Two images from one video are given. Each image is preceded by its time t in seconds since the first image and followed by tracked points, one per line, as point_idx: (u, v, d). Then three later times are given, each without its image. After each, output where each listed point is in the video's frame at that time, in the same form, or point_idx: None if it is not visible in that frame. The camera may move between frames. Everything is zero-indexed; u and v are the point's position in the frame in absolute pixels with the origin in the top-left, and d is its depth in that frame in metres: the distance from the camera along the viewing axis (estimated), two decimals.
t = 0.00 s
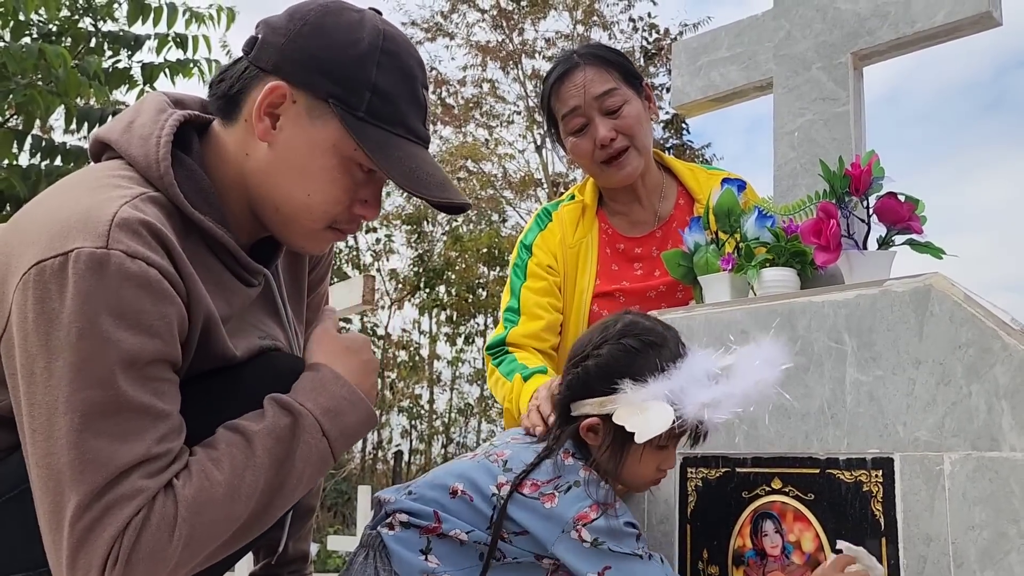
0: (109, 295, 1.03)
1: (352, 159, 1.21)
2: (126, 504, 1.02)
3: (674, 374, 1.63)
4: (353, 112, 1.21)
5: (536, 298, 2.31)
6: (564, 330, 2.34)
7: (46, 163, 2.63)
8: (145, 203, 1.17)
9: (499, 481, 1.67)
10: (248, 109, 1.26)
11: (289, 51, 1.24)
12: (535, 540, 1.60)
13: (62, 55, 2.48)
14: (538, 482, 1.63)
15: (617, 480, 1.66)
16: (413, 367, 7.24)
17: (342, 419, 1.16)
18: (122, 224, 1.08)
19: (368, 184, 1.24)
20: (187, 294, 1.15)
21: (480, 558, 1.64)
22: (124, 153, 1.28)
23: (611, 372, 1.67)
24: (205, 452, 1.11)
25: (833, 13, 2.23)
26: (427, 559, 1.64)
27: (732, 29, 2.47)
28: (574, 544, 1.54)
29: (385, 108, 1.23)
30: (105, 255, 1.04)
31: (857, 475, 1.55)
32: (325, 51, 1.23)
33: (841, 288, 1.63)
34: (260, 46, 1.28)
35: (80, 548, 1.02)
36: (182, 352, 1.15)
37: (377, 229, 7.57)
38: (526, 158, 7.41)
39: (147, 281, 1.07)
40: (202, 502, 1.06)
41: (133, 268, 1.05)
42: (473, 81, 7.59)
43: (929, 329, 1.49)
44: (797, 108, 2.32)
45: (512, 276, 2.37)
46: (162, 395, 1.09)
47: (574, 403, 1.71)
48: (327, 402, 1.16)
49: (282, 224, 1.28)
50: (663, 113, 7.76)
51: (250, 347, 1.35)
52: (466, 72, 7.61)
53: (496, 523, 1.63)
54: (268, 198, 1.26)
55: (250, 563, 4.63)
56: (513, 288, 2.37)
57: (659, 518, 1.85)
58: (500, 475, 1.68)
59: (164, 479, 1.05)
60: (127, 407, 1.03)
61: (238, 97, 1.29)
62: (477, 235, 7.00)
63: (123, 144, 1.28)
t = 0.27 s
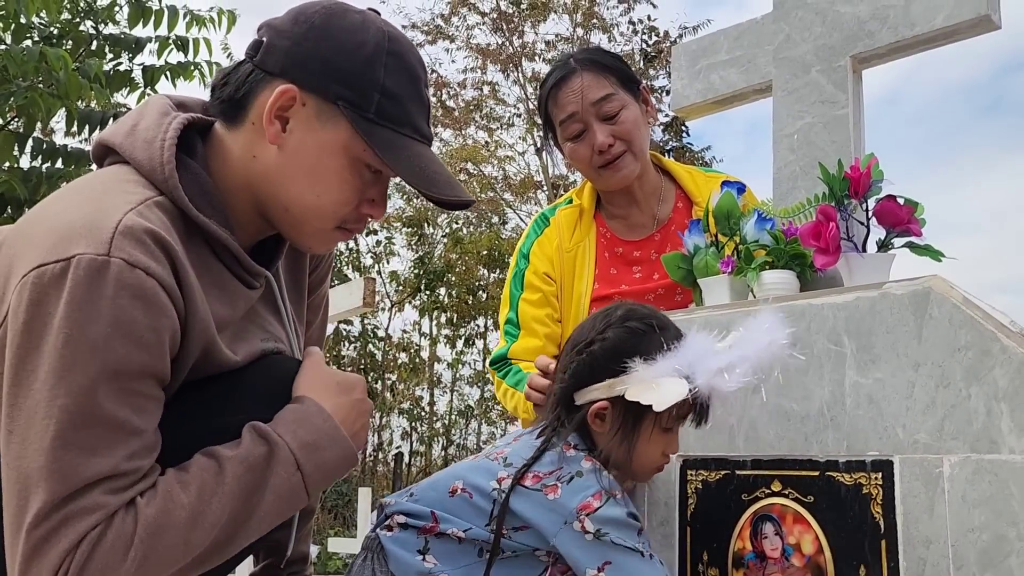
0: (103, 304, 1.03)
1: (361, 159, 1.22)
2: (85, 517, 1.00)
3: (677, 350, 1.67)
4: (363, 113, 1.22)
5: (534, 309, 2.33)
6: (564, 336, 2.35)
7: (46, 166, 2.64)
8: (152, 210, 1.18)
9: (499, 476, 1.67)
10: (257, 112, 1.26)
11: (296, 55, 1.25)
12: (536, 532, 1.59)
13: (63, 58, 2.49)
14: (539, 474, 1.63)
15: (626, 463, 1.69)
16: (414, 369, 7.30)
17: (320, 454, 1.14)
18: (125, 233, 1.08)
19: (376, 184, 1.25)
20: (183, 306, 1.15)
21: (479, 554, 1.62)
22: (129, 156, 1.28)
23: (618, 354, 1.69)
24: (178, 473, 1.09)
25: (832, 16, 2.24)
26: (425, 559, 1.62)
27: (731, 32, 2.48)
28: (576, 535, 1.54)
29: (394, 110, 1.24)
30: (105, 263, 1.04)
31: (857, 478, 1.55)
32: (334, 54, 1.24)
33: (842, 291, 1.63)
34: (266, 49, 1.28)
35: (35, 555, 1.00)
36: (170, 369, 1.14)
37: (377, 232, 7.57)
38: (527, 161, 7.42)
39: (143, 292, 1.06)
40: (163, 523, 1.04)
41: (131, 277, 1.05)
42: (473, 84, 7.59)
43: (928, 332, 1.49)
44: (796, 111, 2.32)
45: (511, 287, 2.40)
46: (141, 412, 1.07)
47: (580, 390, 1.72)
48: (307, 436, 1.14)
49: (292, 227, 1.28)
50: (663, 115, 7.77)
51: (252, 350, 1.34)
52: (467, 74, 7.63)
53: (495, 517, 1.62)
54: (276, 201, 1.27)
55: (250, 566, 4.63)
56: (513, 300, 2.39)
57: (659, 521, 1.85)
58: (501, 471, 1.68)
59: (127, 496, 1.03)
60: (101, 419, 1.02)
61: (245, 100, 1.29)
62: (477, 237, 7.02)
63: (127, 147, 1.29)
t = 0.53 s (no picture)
0: (105, 305, 1.03)
1: (363, 160, 1.22)
2: (68, 513, 0.99)
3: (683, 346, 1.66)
4: (364, 116, 1.22)
5: (536, 312, 2.32)
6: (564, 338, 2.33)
7: (47, 168, 2.64)
8: (156, 211, 1.18)
9: (493, 476, 1.66)
10: (258, 116, 1.27)
11: (298, 58, 1.25)
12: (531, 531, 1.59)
13: (64, 60, 2.49)
14: (533, 472, 1.62)
15: (624, 460, 1.68)
16: (414, 370, 7.37)
17: (309, 463, 1.13)
18: (131, 234, 1.09)
19: (377, 185, 1.25)
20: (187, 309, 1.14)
21: (475, 558, 1.63)
22: (131, 157, 1.28)
23: (624, 351, 1.67)
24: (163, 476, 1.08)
25: (831, 18, 2.24)
26: (422, 563, 1.63)
27: (731, 34, 2.48)
28: (571, 533, 1.52)
29: (395, 112, 1.25)
30: (110, 264, 1.05)
31: (857, 480, 1.56)
32: (335, 57, 1.24)
33: (842, 294, 1.63)
34: (267, 53, 1.28)
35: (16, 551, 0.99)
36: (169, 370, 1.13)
37: (377, 233, 7.58)
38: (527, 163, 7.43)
39: (147, 295, 1.06)
40: (146, 523, 1.03)
41: (134, 279, 1.05)
42: (474, 86, 7.60)
43: (928, 334, 1.50)
44: (796, 114, 2.32)
45: (513, 289, 2.40)
46: (136, 412, 1.07)
47: (581, 386, 1.70)
48: (297, 444, 1.13)
49: (294, 230, 1.28)
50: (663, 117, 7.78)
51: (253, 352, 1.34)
52: (467, 76, 7.63)
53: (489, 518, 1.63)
54: (279, 204, 1.27)
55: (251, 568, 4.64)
56: (515, 302, 2.38)
57: (659, 523, 1.86)
58: (495, 469, 1.68)
59: (112, 495, 1.03)
60: (85, 418, 1.01)
61: (246, 103, 1.29)
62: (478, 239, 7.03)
63: (129, 148, 1.29)
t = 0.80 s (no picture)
0: (92, 299, 1.03)
1: (363, 161, 1.22)
2: None
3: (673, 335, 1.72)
4: (364, 117, 1.22)
5: (538, 311, 2.32)
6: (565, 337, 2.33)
7: (48, 170, 2.64)
8: (162, 212, 1.18)
9: (483, 475, 1.69)
10: (259, 118, 1.27)
11: (298, 60, 1.25)
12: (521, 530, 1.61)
13: (65, 62, 2.49)
14: (525, 471, 1.65)
15: (620, 450, 1.73)
16: (414, 372, 7.38)
17: (247, 515, 1.12)
18: (133, 234, 1.09)
19: (377, 185, 1.25)
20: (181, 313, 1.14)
21: (466, 560, 1.63)
22: (135, 157, 1.28)
23: (615, 341, 1.75)
24: (98, 482, 1.08)
25: (831, 21, 2.24)
26: (413, 564, 1.63)
27: (731, 37, 2.48)
28: (561, 532, 1.55)
29: (396, 113, 1.25)
30: (108, 261, 1.05)
31: (856, 482, 1.56)
32: (336, 59, 1.25)
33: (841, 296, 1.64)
34: (267, 55, 1.28)
35: None
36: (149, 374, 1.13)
37: (378, 235, 7.58)
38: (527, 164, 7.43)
39: (141, 299, 1.06)
40: (61, 524, 1.02)
41: (130, 280, 1.05)
42: (474, 87, 7.61)
43: (928, 336, 1.50)
44: (796, 116, 2.32)
45: (515, 286, 2.39)
46: (95, 413, 1.05)
47: (576, 378, 1.77)
48: (241, 492, 1.12)
49: (295, 231, 1.28)
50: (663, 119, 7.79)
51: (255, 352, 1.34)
52: (467, 78, 7.64)
53: (479, 519, 1.64)
54: (280, 205, 1.27)
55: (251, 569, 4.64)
56: (517, 300, 2.38)
57: (658, 525, 1.86)
58: (485, 469, 1.70)
59: (41, 488, 1.02)
60: (39, 404, 1.00)
61: (247, 105, 1.29)
62: (478, 241, 7.03)
63: (133, 149, 1.29)
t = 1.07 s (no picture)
0: (69, 294, 1.03)
1: (362, 164, 1.23)
2: None
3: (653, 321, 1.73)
4: (362, 119, 1.23)
5: (539, 310, 2.31)
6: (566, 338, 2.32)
7: (48, 171, 2.64)
8: (161, 217, 1.19)
9: (474, 472, 1.69)
10: (257, 121, 1.27)
11: (296, 63, 1.25)
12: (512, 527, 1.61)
13: (65, 64, 2.50)
14: (515, 466, 1.65)
15: (612, 440, 1.74)
16: (413, 373, 7.39)
17: None
18: (124, 236, 1.10)
19: (376, 187, 1.26)
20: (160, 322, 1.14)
21: (458, 557, 1.63)
22: (135, 162, 1.29)
23: (600, 331, 1.77)
24: (23, 514, 1.06)
25: (831, 23, 2.25)
26: (403, 565, 1.64)
27: (730, 39, 2.49)
28: (555, 524, 1.56)
29: (393, 114, 1.26)
30: (93, 258, 1.06)
31: (856, 484, 1.56)
32: (333, 62, 1.25)
33: (840, 299, 1.64)
34: (264, 60, 1.29)
35: None
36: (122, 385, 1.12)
37: (378, 236, 7.55)
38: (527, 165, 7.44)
39: (120, 303, 1.06)
40: None
41: (110, 282, 1.06)
42: (474, 88, 7.61)
43: (927, 338, 1.50)
44: (796, 118, 2.32)
45: (517, 290, 2.37)
46: (55, 414, 1.05)
47: (564, 371, 1.78)
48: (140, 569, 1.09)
49: (294, 234, 1.28)
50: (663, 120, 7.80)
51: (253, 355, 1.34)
52: (467, 79, 7.65)
53: (468, 517, 1.65)
54: (278, 208, 1.27)
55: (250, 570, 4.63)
56: (519, 302, 2.36)
57: (658, 527, 1.86)
58: (474, 468, 1.70)
59: None
60: None
61: (245, 110, 1.29)
62: (478, 242, 7.04)
63: (133, 154, 1.29)
